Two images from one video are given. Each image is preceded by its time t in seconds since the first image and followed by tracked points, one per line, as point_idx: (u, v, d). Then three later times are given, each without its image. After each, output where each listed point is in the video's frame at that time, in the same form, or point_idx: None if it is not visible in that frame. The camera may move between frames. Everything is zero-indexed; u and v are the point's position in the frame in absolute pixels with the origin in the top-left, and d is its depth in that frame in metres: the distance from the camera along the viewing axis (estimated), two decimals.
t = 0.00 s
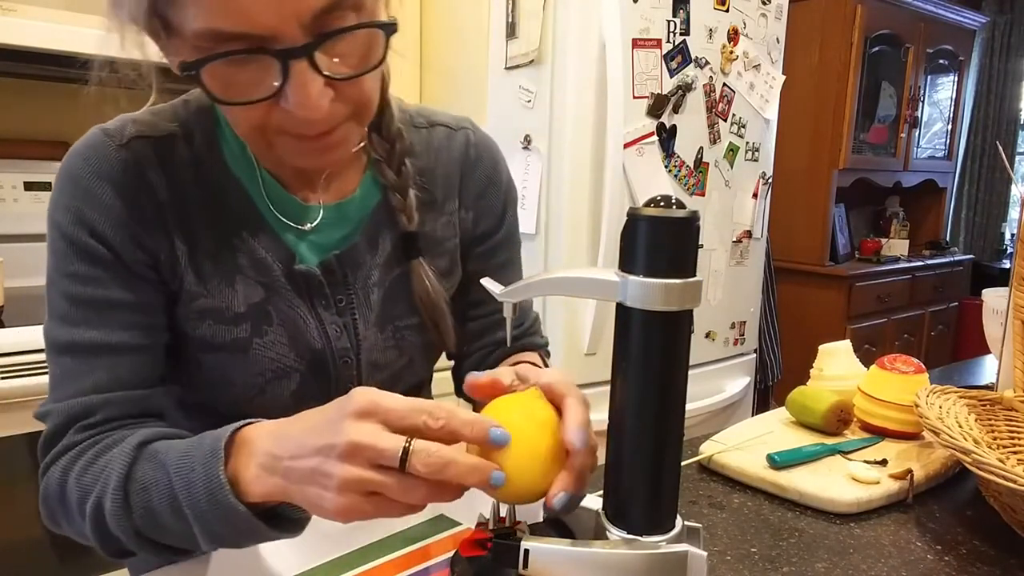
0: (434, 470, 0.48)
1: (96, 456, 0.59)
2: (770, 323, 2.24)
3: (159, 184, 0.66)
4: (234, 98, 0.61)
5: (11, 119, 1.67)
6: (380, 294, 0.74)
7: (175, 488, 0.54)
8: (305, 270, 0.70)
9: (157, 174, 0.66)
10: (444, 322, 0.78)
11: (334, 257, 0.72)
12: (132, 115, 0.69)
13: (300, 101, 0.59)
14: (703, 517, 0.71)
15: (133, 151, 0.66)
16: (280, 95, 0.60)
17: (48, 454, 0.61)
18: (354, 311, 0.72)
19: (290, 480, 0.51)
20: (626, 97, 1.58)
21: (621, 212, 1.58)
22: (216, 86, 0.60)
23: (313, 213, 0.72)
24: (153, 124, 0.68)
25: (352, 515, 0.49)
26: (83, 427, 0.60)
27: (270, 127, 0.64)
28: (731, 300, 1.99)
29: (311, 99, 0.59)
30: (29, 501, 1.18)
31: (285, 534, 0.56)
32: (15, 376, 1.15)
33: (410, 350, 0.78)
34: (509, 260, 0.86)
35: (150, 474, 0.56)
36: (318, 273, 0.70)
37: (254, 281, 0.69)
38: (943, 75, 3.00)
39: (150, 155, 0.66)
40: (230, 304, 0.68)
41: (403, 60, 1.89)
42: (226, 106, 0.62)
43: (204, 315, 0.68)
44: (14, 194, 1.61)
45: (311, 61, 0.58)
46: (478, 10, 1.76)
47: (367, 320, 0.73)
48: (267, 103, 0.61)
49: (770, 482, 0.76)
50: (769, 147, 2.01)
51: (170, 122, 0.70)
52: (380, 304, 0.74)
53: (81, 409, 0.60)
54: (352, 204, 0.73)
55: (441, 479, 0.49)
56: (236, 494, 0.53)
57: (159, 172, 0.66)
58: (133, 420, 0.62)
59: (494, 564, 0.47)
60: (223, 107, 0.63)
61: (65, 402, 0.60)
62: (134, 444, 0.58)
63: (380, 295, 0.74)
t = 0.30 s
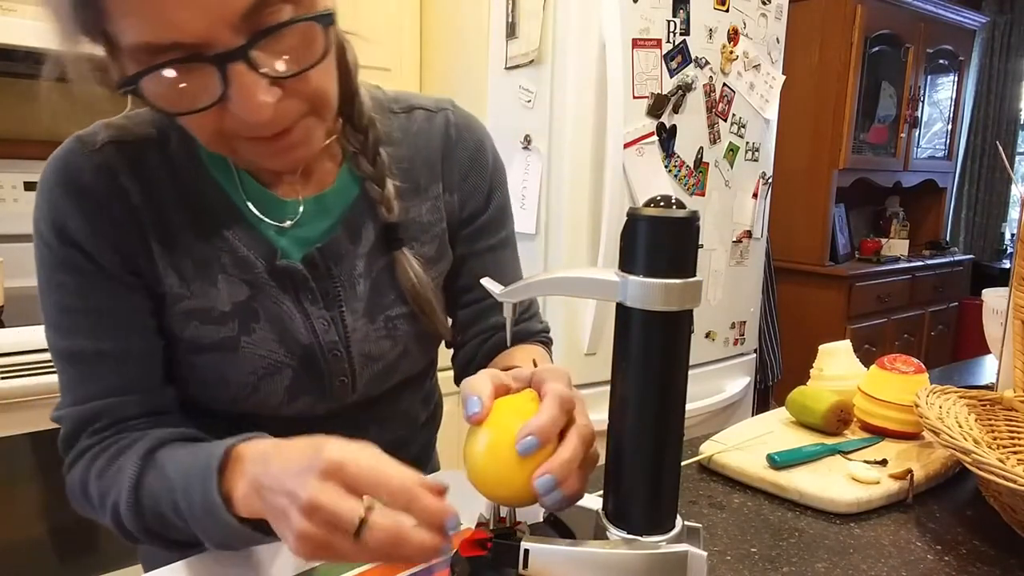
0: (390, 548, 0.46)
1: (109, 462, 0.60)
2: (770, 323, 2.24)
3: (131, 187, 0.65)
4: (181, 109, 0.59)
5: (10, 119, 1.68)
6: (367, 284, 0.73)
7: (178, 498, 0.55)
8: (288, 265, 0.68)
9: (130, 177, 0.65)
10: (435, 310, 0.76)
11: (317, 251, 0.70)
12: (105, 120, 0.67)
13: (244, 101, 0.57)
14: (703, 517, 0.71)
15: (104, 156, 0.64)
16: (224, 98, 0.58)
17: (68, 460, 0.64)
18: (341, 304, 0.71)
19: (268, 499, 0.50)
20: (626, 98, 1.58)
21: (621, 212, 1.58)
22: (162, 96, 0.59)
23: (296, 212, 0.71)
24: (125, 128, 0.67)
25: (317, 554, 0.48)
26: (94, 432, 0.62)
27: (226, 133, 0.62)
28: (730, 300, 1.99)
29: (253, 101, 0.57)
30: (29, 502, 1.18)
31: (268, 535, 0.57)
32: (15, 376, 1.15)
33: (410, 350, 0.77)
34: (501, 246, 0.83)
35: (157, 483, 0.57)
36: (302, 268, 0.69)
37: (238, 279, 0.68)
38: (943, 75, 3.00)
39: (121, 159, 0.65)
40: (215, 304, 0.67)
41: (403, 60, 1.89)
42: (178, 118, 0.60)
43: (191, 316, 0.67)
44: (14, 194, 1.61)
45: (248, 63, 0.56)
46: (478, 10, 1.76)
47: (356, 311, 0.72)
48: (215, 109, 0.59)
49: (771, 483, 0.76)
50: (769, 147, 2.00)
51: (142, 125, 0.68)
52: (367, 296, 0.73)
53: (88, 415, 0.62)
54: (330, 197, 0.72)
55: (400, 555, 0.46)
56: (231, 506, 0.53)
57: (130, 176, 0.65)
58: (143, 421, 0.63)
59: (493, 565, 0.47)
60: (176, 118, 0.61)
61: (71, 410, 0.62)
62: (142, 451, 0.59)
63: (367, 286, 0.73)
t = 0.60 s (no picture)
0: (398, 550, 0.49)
1: (129, 474, 0.63)
2: (770, 323, 2.24)
3: (102, 202, 0.64)
4: (128, 142, 0.56)
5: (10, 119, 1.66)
6: (349, 289, 0.72)
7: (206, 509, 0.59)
8: (266, 273, 0.68)
9: (101, 193, 0.64)
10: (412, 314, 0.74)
11: (296, 257, 0.69)
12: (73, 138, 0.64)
13: (188, 128, 0.54)
14: (703, 517, 0.71)
15: (74, 172, 0.63)
16: (169, 127, 0.55)
17: (83, 469, 0.66)
18: (324, 308, 0.70)
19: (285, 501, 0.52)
20: (626, 98, 1.58)
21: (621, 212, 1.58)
22: (107, 131, 0.56)
23: (271, 223, 0.69)
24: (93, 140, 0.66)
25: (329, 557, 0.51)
26: (105, 446, 0.64)
27: (182, 158, 0.59)
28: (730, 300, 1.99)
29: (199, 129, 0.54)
30: (29, 504, 1.17)
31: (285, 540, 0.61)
32: (14, 376, 1.15)
33: (408, 350, 0.76)
34: (490, 239, 0.81)
35: (182, 493, 0.61)
36: (281, 277, 0.68)
37: (217, 291, 0.67)
38: (943, 75, 3.00)
39: (91, 174, 0.64)
40: (195, 316, 0.67)
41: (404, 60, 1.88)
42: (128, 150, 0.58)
43: (173, 329, 0.67)
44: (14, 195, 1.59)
45: (184, 89, 0.52)
46: (479, 10, 1.76)
47: (338, 314, 0.71)
48: (162, 138, 0.56)
49: (771, 483, 0.76)
50: (768, 147, 2.00)
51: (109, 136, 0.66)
52: (350, 300, 0.72)
53: (96, 429, 0.64)
54: (304, 199, 0.70)
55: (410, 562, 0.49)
56: (256, 514, 0.57)
57: (100, 193, 0.64)
58: (154, 431, 0.65)
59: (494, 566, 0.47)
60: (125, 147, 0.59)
61: (78, 425, 0.64)
62: (162, 464, 0.62)
63: (351, 287, 0.72)
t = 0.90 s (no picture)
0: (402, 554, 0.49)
1: (134, 485, 0.64)
2: (770, 323, 2.24)
3: (92, 216, 0.64)
4: (115, 165, 0.56)
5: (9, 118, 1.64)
6: (348, 291, 0.71)
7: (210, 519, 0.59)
8: (260, 280, 0.67)
9: (90, 206, 0.64)
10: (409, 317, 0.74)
11: (293, 261, 0.69)
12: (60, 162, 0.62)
13: (169, 148, 0.54)
14: (703, 518, 0.71)
15: (62, 186, 0.63)
16: (151, 148, 0.54)
17: (89, 479, 0.68)
18: (323, 311, 0.70)
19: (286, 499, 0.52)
20: (626, 98, 1.58)
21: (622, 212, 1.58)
22: (91, 153, 0.56)
23: (262, 231, 0.69)
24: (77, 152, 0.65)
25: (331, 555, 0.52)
26: (110, 458, 0.65)
27: (169, 175, 0.58)
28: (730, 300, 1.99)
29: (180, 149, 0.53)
30: (29, 504, 1.17)
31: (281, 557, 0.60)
32: (14, 376, 1.15)
33: (412, 350, 0.76)
34: (492, 226, 0.82)
35: (187, 503, 0.62)
36: (277, 285, 0.68)
37: (213, 300, 0.67)
38: (943, 75, 3.00)
39: (79, 188, 0.63)
40: (192, 326, 0.67)
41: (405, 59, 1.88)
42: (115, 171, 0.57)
43: (171, 339, 0.67)
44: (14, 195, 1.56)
45: (161, 109, 0.52)
46: (479, 10, 1.75)
47: (337, 316, 0.71)
48: (146, 159, 0.55)
49: (771, 483, 0.76)
50: (768, 147, 2.00)
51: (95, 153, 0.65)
52: (348, 302, 0.71)
53: (98, 441, 0.65)
54: (296, 203, 0.69)
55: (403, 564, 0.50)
56: (258, 524, 0.57)
57: (89, 207, 0.63)
58: (158, 440, 0.66)
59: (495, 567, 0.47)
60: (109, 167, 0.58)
61: (82, 437, 0.65)
62: (168, 474, 0.63)
63: (350, 287, 0.72)
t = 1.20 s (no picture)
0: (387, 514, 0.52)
1: (136, 474, 0.63)
2: (770, 323, 2.24)
3: (110, 201, 0.63)
4: (152, 144, 0.56)
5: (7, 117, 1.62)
6: (364, 285, 0.72)
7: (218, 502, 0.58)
8: (278, 269, 0.67)
9: (108, 191, 0.63)
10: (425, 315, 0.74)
11: (310, 252, 0.69)
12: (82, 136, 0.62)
13: (213, 130, 0.54)
14: (703, 518, 0.71)
15: (79, 169, 0.63)
16: (194, 129, 0.54)
17: (88, 471, 0.67)
18: (340, 305, 0.71)
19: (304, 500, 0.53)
20: (626, 98, 1.58)
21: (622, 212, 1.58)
22: (129, 133, 0.56)
23: (280, 223, 0.69)
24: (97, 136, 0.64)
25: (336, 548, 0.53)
26: (112, 448, 0.65)
27: (204, 159, 0.59)
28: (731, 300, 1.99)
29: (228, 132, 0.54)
30: (29, 504, 1.17)
31: (302, 535, 0.59)
32: (14, 376, 1.15)
33: (425, 348, 0.77)
34: (503, 225, 0.82)
35: (189, 490, 0.61)
36: (294, 276, 0.68)
37: (231, 289, 0.67)
38: (943, 75, 3.00)
39: (98, 173, 0.63)
40: (208, 316, 0.66)
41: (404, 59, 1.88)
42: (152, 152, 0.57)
43: (185, 330, 0.66)
44: (14, 194, 1.54)
45: (212, 92, 0.52)
46: (478, 11, 1.75)
47: (354, 309, 0.71)
48: (187, 141, 0.56)
49: (771, 483, 0.76)
50: (768, 147, 2.00)
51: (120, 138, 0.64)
52: (365, 295, 0.72)
53: (101, 432, 0.64)
54: (316, 194, 0.70)
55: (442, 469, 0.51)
56: (271, 502, 0.56)
57: (108, 191, 0.63)
58: (160, 432, 0.66)
59: (495, 564, 0.47)
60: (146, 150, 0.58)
61: (85, 428, 0.65)
62: (169, 462, 0.62)
63: (366, 281, 0.72)
